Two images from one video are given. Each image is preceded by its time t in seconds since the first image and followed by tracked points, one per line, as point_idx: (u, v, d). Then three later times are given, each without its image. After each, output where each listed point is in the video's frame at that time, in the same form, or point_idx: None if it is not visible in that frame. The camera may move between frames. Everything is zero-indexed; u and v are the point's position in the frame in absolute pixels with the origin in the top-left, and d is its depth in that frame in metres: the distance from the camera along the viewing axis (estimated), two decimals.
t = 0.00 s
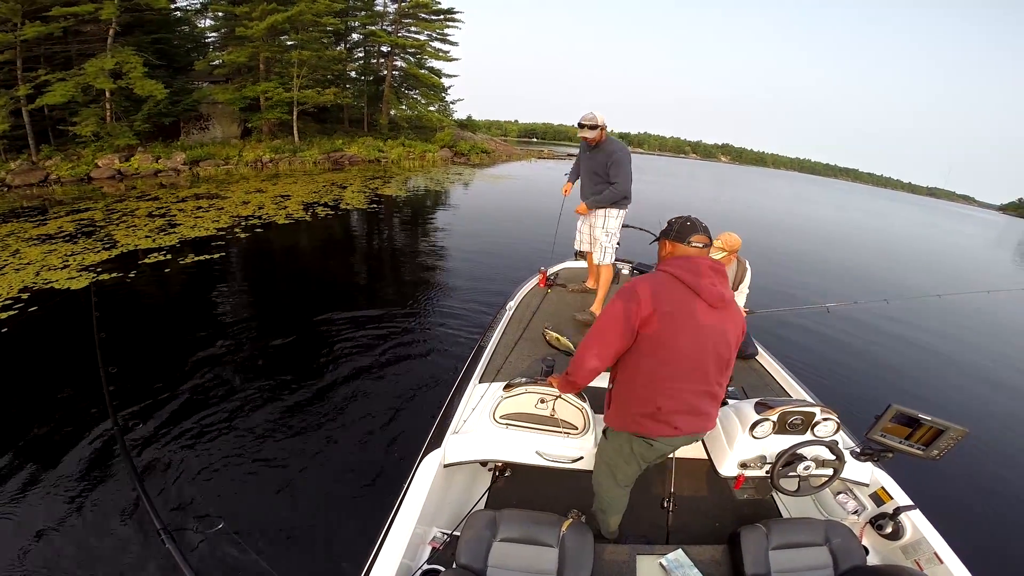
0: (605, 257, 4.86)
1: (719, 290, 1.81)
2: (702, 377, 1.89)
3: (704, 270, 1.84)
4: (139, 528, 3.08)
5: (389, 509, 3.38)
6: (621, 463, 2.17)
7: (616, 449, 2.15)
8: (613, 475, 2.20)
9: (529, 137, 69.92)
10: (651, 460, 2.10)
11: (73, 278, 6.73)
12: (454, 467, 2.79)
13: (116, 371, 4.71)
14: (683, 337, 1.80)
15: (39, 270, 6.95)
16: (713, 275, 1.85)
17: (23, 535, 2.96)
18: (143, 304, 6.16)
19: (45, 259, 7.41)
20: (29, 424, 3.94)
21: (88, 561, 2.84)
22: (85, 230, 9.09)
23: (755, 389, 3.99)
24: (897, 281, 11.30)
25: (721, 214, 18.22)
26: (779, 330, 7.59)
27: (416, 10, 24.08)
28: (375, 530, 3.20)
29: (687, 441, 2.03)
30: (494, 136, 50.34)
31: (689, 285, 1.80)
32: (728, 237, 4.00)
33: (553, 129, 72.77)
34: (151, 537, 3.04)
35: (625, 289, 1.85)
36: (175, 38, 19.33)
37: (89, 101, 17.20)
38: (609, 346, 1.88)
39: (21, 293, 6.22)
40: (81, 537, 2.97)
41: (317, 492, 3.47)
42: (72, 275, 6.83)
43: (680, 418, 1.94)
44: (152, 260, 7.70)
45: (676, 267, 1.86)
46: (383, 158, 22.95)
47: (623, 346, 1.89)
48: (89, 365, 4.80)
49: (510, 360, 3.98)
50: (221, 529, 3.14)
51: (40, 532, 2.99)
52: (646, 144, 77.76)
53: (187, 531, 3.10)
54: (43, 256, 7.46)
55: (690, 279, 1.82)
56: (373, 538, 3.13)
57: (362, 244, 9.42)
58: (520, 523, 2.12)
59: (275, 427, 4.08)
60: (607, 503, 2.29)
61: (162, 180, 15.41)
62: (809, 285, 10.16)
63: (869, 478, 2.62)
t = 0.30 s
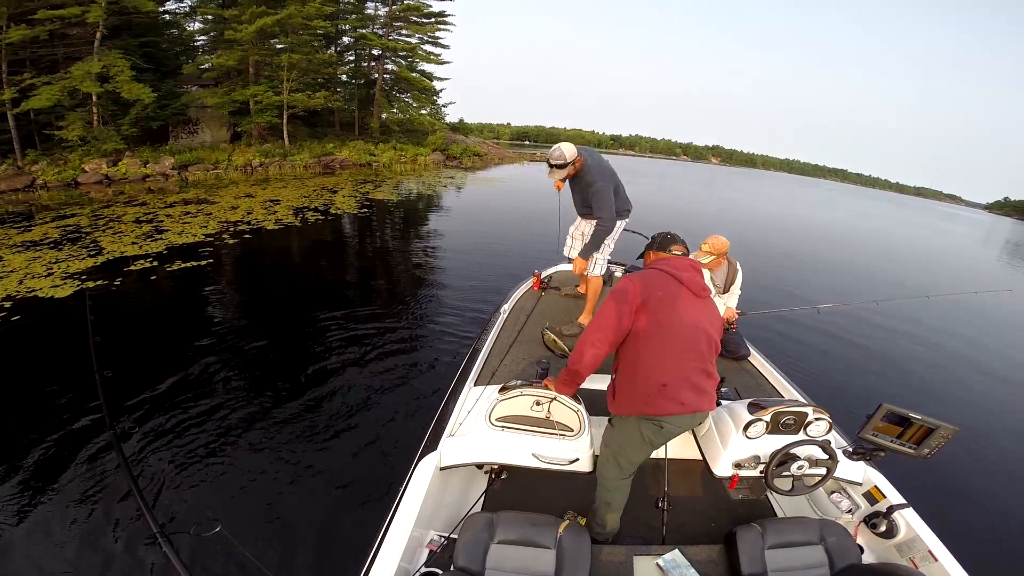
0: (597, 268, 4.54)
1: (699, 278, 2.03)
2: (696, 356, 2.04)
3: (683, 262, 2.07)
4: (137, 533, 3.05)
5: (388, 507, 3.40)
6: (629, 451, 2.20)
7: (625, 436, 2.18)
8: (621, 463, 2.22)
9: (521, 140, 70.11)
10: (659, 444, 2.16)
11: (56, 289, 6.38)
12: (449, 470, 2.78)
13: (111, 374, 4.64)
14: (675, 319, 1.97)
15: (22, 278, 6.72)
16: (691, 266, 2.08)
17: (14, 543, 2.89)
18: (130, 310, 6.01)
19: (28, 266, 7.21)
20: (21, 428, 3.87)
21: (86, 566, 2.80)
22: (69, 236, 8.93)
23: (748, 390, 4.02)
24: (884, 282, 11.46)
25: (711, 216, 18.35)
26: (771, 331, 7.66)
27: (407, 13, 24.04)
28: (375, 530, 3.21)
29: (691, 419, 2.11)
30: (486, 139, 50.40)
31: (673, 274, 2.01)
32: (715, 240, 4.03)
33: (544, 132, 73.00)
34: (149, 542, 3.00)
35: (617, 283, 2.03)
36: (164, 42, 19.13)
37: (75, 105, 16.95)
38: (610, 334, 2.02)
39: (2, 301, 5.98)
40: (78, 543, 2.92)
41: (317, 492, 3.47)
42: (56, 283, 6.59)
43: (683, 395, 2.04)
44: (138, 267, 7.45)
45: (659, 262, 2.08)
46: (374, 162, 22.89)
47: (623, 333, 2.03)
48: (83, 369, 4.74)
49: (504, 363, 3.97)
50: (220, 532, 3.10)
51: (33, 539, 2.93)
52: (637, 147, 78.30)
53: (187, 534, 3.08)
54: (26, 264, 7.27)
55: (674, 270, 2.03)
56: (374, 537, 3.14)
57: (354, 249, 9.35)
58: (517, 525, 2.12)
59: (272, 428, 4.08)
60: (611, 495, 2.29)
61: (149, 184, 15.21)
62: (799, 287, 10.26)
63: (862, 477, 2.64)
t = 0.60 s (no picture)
0: (594, 268, 4.55)
1: (691, 271, 2.04)
2: (691, 348, 2.02)
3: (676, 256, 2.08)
4: (137, 536, 3.02)
5: (388, 505, 3.40)
6: (628, 443, 2.15)
7: (624, 428, 2.14)
8: (620, 455, 2.18)
9: (517, 140, 70.15)
10: (658, 435, 2.11)
11: (46, 292, 6.39)
12: (447, 470, 2.76)
13: (114, 379, 4.60)
14: (668, 310, 1.97)
15: (11, 283, 6.65)
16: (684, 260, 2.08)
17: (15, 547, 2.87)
18: (123, 314, 5.94)
19: (17, 271, 7.14)
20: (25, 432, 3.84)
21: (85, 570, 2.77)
22: (60, 240, 8.84)
23: (746, 388, 4.01)
24: (878, 278, 11.50)
25: (707, 214, 18.38)
26: (768, 329, 7.65)
27: (401, 13, 23.98)
28: (374, 527, 3.20)
29: (690, 411, 2.06)
30: (481, 139, 50.39)
31: (666, 266, 2.02)
32: (712, 238, 4.01)
33: (541, 131, 72.95)
34: (152, 544, 2.99)
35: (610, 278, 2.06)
36: (156, 44, 19.02)
37: (67, 108, 16.83)
38: (604, 326, 2.04)
39: None
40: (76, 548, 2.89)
41: (317, 491, 3.45)
42: (45, 288, 6.53)
43: (681, 386, 2.00)
44: (129, 272, 7.37)
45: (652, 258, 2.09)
46: (369, 162, 22.83)
47: (617, 326, 2.04)
48: (86, 374, 4.70)
49: (502, 363, 3.96)
50: (221, 533, 3.08)
51: (33, 543, 2.90)
52: (633, 145, 78.50)
53: (186, 536, 3.04)
54: (15, 270, 7.18)
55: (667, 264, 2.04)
56: (374, 534, 3.13)
57: (350, 250, 9.32)
58: (516, 525, 2.11)
59: (271, 428, 4.05)
60: (611, 490, 2.25)
61: (143, 187, 15.12)
62: (795, 283, 10.27)
63: (861, 475, 2.65)
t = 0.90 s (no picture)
0: (584, 266, 4.49)
1: (685, 273, 1.99)
2: (679, 353, 1.99)
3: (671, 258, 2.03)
4: (134, 533, 3.02)
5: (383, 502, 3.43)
6: (614, 445, 2.16)
7: (607, 432, 2.16)
8: (605, 458, 2.20)
9: (510, 138, 70.12)
10: (644, 440, 2.12)
11: (26, 292, 6.23)
12: (440, 471, 2.73)
13: (116, 379, 4.56)
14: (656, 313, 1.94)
15: None
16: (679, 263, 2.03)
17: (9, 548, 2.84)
18: (109, 314, 5.82)
19: None
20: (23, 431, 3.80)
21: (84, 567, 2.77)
22: (43, 238, 8.66)
23: (738, 386, 4.02)
24: (867, 276, 11.60)
25: (699, 213, 18.47)
26: (759, 327, 7.69)
27: (394, 10, 23.83)
28: (368, 526, 3.21)
29: (674, 418, 2.04)
30: (474, 137, 50.24)
31: (659, 269, 1.98)
32: (705, 236, 4.00)
33: (534, 130, 72.90)
34: (147, 543, 2.98)
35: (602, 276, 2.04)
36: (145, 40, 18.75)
37: (52, 104, 16.53)
38: (591, 326, 2.04)
39: None
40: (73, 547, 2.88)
41: (312, 491, 3.46)
42: (25, 288, 6.37)
43: (664, 391, 1.99)
44: (112, 271, 7.20)
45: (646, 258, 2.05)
46: (361, 160, 22.68)
47: (606, 325, 2.03)
48: (87, 373, 4.65)
49: (495, 363, 3.93)
50: (217, 534, 3.07)
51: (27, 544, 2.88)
52: (625, 144, 78.74)
53: (186, 535, 3.05)
54: None
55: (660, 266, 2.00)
56: (367, 533, 3.12)
57: (341, 248, 9.24)
58: (509, 526, 2.08)
59: (265, 427, 4.05)
60: (600, 491, 2.26)
61: (130, 185, 14.87)
62: (785, 282, 10.35)
63: (853, 473, 2.66)
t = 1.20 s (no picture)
0: (572, 263, 4.48)
1: (685, 288, 1.83)
2: (667, 372, 1.92)
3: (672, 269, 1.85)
4: (131, 535, 3.01)
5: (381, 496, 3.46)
6: (600, 456, 2.17)
7: (592, 441, 2.16)
8: (593, 466, 2.21)
9: (500, 138, 70.09)
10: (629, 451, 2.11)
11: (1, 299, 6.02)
12: (435, 472, 2.71)
13: (110, 378, 4.51)
14: (647, 332, 1.83)
15: None
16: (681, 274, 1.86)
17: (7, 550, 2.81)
18: (92, 319, 5.67)
19: None
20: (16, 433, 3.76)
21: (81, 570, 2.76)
22: (21, 243, 8.42)
23: (730, 381, 4.06)
24: (852, 271, 11.77)
25: (687, 211, 18.61)
26: (750, 323, 7.77)
27: (382, 10, 23.70)
28: (364, 527, 3.19)
29: (657, 434, 2.03)
30: (462, 137, 50.11)
31: (656, 283, 1.82)
32: (695, 234, 4.01)
33: (523, 130, 72.85)
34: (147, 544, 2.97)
35: (594, 285, 1.91)
36: (127, 41, 18.42)
37: (31, 106, 16.16)
38: (578, 337, 1.97)
39: None
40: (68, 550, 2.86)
41: (307, 489, 3.44)
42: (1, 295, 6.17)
43: (647, 411, 1.97)
44: (92, 276, 6.99)
45: (645, 267, 1.89)
46: (348, 161, 22.51)
47: (594, 338, 1.96)
48: (83, 374, 4.62)
49: (488, 363, 3.92)
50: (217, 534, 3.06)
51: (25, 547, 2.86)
52: (614, 143, 79.16)
53: (184, 535, 3.04)
54: None
55: (658, 277, 1.84)
56: (367, 528, 3.16)
57: (329, 250, 9.13)
58: (507, 526, 2.07)
59: (258, 428, 4.02)
60: (590, 495, 2.28)
61: (112, 187, 14.58)
62: (774, 277, 10.46)
63: (846, 465, 2.69)
